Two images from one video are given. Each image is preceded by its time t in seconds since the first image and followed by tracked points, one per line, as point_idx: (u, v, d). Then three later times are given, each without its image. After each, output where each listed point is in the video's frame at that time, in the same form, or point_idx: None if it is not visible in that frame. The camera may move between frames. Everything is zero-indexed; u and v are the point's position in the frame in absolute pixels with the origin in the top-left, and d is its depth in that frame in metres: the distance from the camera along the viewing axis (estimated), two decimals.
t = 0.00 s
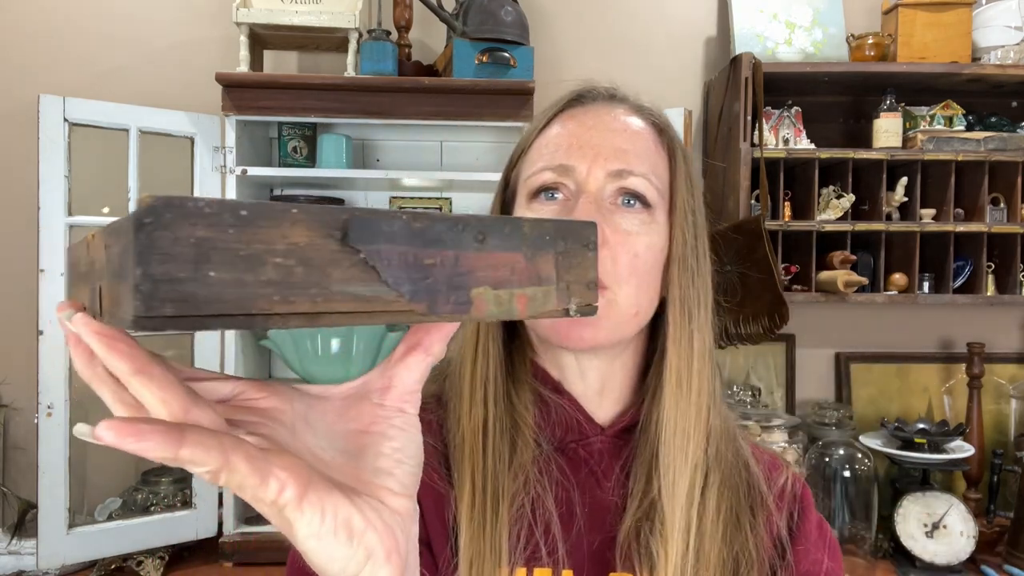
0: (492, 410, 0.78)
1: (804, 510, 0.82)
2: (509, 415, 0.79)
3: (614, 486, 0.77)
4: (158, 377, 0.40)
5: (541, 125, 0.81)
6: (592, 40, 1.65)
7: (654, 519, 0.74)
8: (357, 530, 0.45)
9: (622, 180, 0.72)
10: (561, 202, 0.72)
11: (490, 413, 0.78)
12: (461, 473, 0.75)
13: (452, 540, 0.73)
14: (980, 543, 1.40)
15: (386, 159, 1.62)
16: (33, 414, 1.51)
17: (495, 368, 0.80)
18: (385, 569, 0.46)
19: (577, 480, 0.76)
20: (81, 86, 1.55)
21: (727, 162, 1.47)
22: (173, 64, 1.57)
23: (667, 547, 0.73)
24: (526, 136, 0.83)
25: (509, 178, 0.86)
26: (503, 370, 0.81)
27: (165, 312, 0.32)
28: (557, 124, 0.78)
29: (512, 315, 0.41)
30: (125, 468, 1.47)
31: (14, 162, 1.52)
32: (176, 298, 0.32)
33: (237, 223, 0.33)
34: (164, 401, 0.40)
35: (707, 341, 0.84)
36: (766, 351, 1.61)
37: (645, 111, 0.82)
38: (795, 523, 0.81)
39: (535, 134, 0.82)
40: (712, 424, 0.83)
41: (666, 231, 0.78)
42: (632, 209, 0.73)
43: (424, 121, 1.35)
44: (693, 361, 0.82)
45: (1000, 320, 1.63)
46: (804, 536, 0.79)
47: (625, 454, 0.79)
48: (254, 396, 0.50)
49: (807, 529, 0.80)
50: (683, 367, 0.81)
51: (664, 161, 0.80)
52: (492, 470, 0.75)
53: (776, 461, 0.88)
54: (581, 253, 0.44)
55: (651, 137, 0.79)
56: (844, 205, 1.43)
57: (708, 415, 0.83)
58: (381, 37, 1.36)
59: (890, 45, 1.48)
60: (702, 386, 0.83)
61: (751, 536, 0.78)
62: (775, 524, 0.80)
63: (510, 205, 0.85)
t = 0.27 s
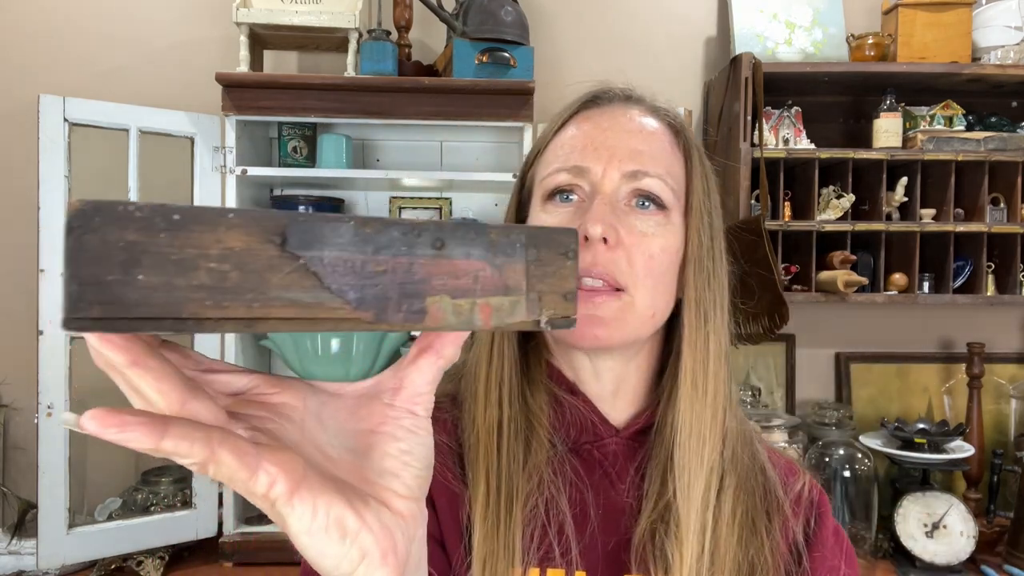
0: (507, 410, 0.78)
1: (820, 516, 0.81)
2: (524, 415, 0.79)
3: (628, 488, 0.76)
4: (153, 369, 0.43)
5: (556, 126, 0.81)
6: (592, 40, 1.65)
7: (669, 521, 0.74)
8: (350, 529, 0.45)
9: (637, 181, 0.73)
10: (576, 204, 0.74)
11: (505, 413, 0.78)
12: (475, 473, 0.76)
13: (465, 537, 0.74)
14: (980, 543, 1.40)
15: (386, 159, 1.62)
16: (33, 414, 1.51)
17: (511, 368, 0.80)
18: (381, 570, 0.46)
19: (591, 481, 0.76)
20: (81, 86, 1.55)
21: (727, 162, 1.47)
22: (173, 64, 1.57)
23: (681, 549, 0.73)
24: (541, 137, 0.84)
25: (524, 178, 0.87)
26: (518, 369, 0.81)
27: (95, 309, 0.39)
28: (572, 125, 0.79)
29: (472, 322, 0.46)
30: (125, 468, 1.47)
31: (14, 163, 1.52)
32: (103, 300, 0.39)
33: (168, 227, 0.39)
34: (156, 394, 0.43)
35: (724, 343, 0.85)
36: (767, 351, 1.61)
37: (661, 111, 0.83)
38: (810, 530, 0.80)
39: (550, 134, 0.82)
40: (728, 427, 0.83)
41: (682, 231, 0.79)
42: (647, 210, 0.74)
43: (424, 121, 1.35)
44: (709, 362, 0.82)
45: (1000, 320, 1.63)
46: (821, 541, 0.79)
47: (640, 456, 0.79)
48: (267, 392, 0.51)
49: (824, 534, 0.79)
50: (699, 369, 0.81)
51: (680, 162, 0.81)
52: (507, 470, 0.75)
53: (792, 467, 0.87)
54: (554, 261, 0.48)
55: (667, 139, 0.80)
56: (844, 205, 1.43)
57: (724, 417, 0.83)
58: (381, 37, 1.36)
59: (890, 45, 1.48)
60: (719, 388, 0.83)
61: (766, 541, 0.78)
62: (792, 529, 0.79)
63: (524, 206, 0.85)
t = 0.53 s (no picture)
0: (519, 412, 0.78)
1: (833, 522, 0.81)
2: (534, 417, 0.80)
3: (637, 491, 0.76)
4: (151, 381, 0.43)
5: (570, 126, 0.82)
6: (592, 40, 1.65)
7: (678, 523, 0.74)
8: (339, 542, 0.45)
9: (651, 180, 0.74)
10: (589, 203, 0.75)
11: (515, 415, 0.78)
12: (484, 475, 0.77)
13: (473, 541, 0.75)
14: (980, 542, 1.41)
15: (386, 159, 1.62)
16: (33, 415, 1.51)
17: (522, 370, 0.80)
18: None
19: (601, 483, 0.76)
20: (81, 86, 1.55)
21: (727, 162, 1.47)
22: (172, 64, 1.57)
23: (692, 551, 0.72)
24: (555, 136, 0.85)
25: (537, 179, 0.86)
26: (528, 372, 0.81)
27: (27, 358, 0.32)
28: (585, 125, 0.79)
29: (423, 381, 0.35)
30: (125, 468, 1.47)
31: (14, 163, 1.52)
32: (37, 345, 0.32)
33: (104, 273, 0.32)
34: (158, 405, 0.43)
35: (737, 345, 0.85)
36: (767, 351, 1.61)
37: (675, 111, 0.83)
38: (823, 536, 0.80)
39: (563, 134, 0.83)
40: (741, 430, 0.83)
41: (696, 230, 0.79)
42: (660, 210, 0.75)
43: (424, 121, 1.35)
44: (722, 365, 0.82)
45: (1000, 320, 1.63)
46: (834, 547, 0.78)
47: (651, 458, 0.79)
48: (282, 395, 0.50)
49: (837, 540, 0.79)
50: (712, 371, 0.81)
51: (694, 161, 0.81)
52: (517, 472, 0.76)
53: (804, 472, 0.87)
54: (528, 312, 0.35)
55: (682, 139, 0.80)
56: (844, 205, 1.43)
57: (737, 420, 0.82)
58: (381, 37, 1.36)
59: (890, 45, 1.48)
60: (732, 391, 0.82)
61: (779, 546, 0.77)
62: (804, 535, 0.79)
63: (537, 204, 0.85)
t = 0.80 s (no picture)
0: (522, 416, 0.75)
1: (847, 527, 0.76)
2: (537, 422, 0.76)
3: (645, 495, 0.72)
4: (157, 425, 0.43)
5: (583, 124, 0.78)
6: (592, 40, 1.65)
7: (688, 527, 0.70)
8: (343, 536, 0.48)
9: (667, 183, 0.71)
10: (603, 204, 0.72)
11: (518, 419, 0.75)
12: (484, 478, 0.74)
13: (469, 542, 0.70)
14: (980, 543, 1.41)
15: (386, 159, 1.62)
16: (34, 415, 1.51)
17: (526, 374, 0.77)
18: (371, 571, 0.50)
19: (607, 485, 0.72)
20: (82, 86, 1.55)
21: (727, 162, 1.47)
22: (173, 65, 1.57)
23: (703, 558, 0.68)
24: (567, 134, 0.81)
25: (550, 177, 0.83)
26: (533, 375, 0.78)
27: None
28: (599, 124, 0.76)
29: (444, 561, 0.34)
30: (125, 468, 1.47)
31: (15, 164, 1.52)
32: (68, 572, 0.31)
33: (122, 521, 0.30)
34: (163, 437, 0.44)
35: (752, 351, 0.82)
36: (766, 351, 1.61)
37: (691, 111, 0.79)
38: (834, 542, 0.75)
39: (576, 132, 0.79)
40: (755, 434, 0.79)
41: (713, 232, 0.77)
42: (675, 213, 0.73)
43: (424, 122, 1.35)
44: (737, 371, 0.79)
45: (1000, 320, 1.63)
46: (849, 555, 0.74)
47: (661, 463, 0.75)
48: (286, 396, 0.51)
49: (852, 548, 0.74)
50: (726, 378, 0.78)
51: (711, 163, 0.78)
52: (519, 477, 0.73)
53: (815, 474, 0.83)
54: (550, 501, 0.34)
55: (699, 139, 0.77)
56: (844, 205, 1.43)
57: (751, 427, 0.79)
58: (381, 37, 1.36)
59: (890, 45, 1.48)
60: (745, 394, 0.79)
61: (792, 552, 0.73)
62: (817, 539, 0.75)
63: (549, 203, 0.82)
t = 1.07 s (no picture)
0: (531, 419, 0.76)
1: (856, 531, 0.76)
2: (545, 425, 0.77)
3: (653, 496, 0.72)
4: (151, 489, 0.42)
5: (598, 122, 0.78)
6: (592, 40, 1.65)
7: (698, 529, 0.70)
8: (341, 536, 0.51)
9: (683, 187, 0.71)
10: (619, 206, 0.72)
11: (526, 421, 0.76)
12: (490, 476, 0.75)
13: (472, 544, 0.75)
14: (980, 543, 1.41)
15: (386, 159, 1.62)
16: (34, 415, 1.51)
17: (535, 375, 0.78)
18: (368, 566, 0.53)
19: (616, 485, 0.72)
20: (82, 86, 1.55)
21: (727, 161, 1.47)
22: (173, 65, 1.57)
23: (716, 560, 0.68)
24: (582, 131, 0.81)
25: (563, 175, 0.83)
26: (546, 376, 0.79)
27: None
28: (614, 125, 0.76)
29: None
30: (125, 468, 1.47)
31: (15, 165, 1.52)
32: None
33: None
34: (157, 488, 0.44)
35: (769, 354, 0.81)
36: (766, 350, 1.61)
37: (710, 113, 0.79)
38: (843, 545, 0.76)
39: (591, 131, 0.79)
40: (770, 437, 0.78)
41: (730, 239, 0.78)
42: (690, 217, 0.73)
43: (424, 122, 1.35)
44: (756, 376, 0.79)
45: (999, 320, 1.63)
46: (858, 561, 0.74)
47: (673, 465, 0.75)
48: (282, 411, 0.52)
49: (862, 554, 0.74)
50: (745, 383, 0.77)
51: (728, 167, 0.78)
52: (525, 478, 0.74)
53: (825, 477, 0.83)
54: None
55: (717, 143, 0.77)
56: (844, 205, 1.43)
57: (768, 431, 0.78)
58: (381, 37, 1.36)
59: (890, 45, 1.48)
60: (761, 396, 0.78)
61: (803, 555, 0.73)
62: (827, 542, 0.75)
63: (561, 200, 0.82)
